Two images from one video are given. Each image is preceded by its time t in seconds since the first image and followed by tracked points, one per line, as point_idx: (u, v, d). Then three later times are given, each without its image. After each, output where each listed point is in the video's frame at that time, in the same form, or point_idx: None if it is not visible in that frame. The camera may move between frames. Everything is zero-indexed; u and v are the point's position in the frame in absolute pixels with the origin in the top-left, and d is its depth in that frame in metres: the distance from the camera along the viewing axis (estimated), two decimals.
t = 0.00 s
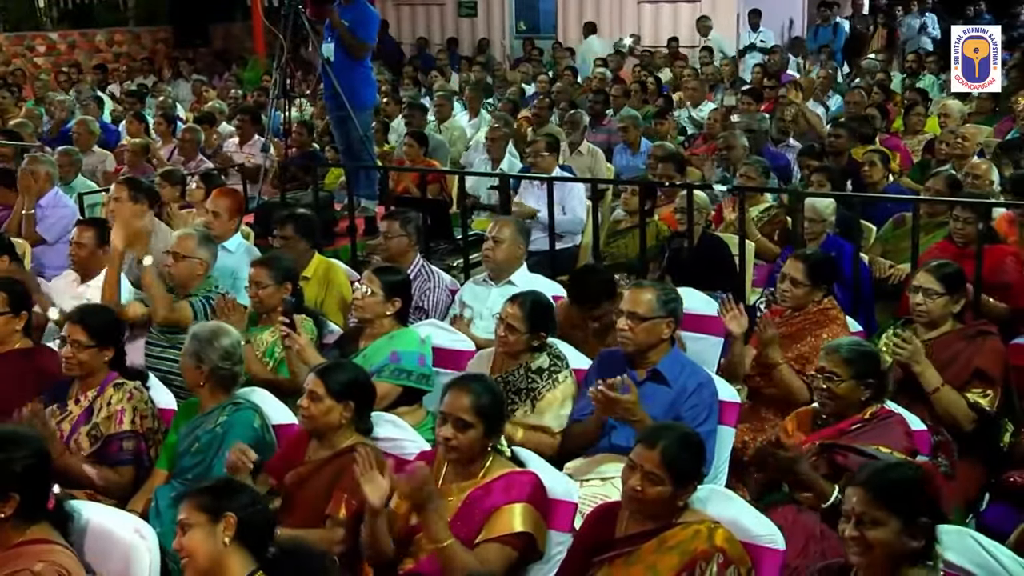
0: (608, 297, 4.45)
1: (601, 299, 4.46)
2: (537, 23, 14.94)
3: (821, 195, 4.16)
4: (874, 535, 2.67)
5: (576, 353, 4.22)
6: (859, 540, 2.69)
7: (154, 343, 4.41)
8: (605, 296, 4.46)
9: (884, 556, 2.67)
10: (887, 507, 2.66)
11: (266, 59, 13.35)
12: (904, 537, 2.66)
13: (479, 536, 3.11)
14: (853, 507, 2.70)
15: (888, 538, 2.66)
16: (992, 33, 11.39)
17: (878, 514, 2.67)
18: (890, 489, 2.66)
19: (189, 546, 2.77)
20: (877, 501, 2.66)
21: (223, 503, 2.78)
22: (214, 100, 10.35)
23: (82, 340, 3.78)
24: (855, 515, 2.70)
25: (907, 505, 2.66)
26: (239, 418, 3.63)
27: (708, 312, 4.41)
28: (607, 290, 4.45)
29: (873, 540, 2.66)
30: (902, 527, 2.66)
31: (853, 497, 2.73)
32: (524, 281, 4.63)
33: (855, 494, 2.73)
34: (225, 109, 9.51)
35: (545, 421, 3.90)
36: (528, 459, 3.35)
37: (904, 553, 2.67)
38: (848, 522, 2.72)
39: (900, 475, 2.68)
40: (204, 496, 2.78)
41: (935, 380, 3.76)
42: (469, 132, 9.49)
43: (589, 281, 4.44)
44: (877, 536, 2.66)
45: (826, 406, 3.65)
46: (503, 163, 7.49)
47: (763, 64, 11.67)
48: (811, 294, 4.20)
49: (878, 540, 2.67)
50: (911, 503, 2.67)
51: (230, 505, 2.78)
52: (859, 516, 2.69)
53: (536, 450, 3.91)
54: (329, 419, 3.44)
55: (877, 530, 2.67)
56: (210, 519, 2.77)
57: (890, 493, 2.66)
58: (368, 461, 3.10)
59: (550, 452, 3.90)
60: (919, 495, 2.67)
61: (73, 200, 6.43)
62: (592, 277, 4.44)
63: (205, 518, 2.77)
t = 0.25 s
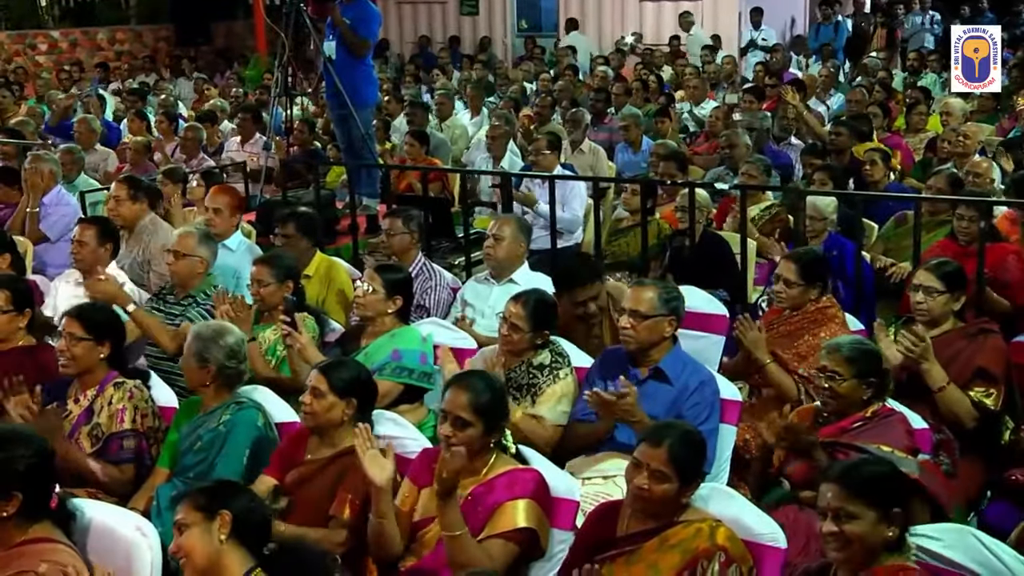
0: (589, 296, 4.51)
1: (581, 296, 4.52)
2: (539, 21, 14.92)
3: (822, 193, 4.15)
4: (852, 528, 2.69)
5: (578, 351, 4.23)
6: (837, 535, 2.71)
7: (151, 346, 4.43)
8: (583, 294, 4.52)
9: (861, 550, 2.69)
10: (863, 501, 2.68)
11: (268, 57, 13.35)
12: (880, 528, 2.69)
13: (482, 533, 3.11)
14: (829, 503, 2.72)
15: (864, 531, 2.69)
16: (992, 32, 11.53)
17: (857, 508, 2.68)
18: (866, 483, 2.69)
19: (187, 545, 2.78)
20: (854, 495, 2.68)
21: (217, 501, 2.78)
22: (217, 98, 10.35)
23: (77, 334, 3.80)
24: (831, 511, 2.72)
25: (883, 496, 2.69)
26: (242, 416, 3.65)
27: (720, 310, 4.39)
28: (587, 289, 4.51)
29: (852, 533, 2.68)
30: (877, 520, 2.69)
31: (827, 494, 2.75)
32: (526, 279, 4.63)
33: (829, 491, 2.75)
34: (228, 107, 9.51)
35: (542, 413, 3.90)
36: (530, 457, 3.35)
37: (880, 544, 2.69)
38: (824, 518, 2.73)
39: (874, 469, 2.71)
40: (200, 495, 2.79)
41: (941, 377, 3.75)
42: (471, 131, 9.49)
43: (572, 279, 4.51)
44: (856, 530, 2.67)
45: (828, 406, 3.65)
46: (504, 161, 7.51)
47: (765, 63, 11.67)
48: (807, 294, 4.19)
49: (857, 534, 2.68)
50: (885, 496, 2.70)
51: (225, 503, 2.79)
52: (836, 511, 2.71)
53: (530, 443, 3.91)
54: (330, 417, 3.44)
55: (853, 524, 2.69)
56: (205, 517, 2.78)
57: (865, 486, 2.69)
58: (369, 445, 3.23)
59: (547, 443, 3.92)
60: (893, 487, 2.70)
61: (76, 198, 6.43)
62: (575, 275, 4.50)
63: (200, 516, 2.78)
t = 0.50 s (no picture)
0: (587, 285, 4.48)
1: (578, 283, 4.50)
2: (540, 18, 14.89)
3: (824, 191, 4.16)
4: (853, 517, 2.70)
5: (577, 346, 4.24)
6: (837, 524, 2.72)
7: (154, 343, 4.44)
8: (580, 281, 4.50)
9: (862, 539, 2.70)
10: (863, 490, 2.70)
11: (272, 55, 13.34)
12: (880, 518, 2.70)
13: (482, 532, 3.12)
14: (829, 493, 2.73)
15: (864, 520, 2.70)
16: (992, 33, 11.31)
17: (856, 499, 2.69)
18: (867, 473, 2.70)
19: (190, 541, 2.78)
20: (855, 485, 2.69)
21: (218, 498, 2.79)
22: (219, 95, 10.35)
23: (78, 333, 3.80)
24: (832, 500, 2.73)
25: (884, 486, 2.70)
26: (244, 414, 3.67)
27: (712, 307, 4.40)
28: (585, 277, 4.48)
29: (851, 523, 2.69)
30: (876, 510, 2.70)
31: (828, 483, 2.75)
32: (528, 276, 4.64)
33: (830, 480, 2.76)
34: (230, 103, 9.50)
35: (543, 412, 3.92)
36: (529, 453, 3.36)
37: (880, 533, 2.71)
38: (825, 507, 2.74)
39: (875, 459, 2.72)
40: (200, 492, 2.80)
41: (937, 378, 3.77)
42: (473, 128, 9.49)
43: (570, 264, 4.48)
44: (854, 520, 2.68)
45: (834, 402, 3.68)
46: (506, 158, 7.52)
47: (766, 60, 11.67)
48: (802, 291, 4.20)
49: (857, 523, 2.70)
50: (885, 486, 2.71)
51: (225, 499, 2.80)
52: (837, 500, 2.72)
53: (529, 440, 3.91)
54: (331, 414, 3.46)
55: (854, 513, 2.70)
56: (206, 514, 2.78)
57: (867, 475, 2.70)
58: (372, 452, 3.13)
59: (549, 443, 3.92)
60: (894, 477, 2.72)
61: (79, 195, 6.44)
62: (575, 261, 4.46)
63: (202, 513, 2.78)
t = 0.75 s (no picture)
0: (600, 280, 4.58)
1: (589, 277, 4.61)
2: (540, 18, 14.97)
3: (818, 188, 4.25)
4: (863, 511, 2.72)
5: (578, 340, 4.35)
6: (847, 517, 2.73)
7: (163, 339, 4.53)
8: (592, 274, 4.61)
9: (872, 531, 2.71)
10: (876, 484, 2.71)
11: (278, 55, 13.47)
12: (891, 512, 2.72)
13: (483, 516, 3.22)
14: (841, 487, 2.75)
15: (875, 513, 2.71)
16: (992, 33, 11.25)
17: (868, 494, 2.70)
18: (878, 467, 2.71)
19: (200, 531, 2.87)
20: (868, 478, 2.71)
21: (231, 489, 2.88)
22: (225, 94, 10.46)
23: (89, 326, 3.90)
24: (844, 492, 2.74)
25: (895, 480, 2.72)
26: (252, 407, 3.76)
27: (708, 301, 4.52)
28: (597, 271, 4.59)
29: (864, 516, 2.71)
30: (888, 504, 2.71)
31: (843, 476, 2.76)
32: (528, 271, 4.73)
33: (842, 472, 2.77)
34: (236, 103, 9.60)
35: (551, 408, 4.02)
36: (532, 445, 3.46)
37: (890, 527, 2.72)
38: (836, 499, 2.76)
39: (888, 453, 2.73)
40: (210, 480, 2.89)
41: (932, 368, 3.85)
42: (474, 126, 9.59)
43: (581, 258, 4.60)
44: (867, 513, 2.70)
45: (827, 395, 3.77)
46: (507, 155, 7.61)
47: (761, 59, 11.78)
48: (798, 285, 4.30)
49: (868, 516, 2.71)
50: (898, 479, 2.72)
51: (239, 491, 2.88)
52: (849, 493, 2.73)
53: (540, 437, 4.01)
54: (334, 408, 3.54)
55: (865, 506, 2.71)
56: (219, 503, 2.86)
57: (878, 469, 2.72)
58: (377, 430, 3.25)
59: (553, 434, 4.02)
60: (904, 471, 2.74)
61: (89, 191, 6.53)
62: (587, 254, 4.57)
63: (216, 502, 2.86)
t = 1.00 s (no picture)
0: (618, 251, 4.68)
1: (608, 250, 4.71)
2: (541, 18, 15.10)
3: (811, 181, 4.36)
4: (886, 505, 2.78)
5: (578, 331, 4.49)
6: (870, 508, 2.80)
7: (175, 329, 4.67)
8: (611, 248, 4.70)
9: (894, 525, 2.78)
10: (901, 479, 2.77)
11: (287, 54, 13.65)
12: (914, 507, 2.78)
13: (486, 501, 3.34)
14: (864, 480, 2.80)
15: (898, 508, 2.78)
16: (992, 33, 10.95)
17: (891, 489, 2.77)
18: (906, 461, 2.78)
19: (218, 519, 2.86)
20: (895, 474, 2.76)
21: (253, 480, 2.88)
22: (234, 91, 10.61)
23: (100, 317, 4.02)
24: (870, 485, 2.80)
25: (920, 476, 2.78)
26: (262, 393, 3.87)
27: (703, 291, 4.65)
28: (616, 243, 4.69)
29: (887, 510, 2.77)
30: (913, 498, 2.78)
31: (870, 467, 2.82)
32: (529, 262, 4.86)
33: (870, 465, 2.83)
34: (245, 99, 9.73)
35: (541, 387, 4.14)
36: (533, 432, 3.60)
37: (912, 522, 2.79)
38: (860, 490, 2.82)
39: (916, 449, 2.78)
40: (230, 470, 2.89)
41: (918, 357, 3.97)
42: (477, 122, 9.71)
43: (601, 232, 4.70)
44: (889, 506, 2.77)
45: (817, 382, 3.89)
46: (508, 150, 7.73)
47: (756, 57, 11.92)
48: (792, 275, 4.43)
49: (891, 510, 2.78)
50: (922, 474, 2.78)
51: (259, 482, 2.89)
52: (875, 486, 2.79)
53: (528, 414, 4.14)
54: (340, 396, 3.67)
55: (889, 500, 2.78)
56: (239, 492, 2.86)
57: (905, 465, 2.77)
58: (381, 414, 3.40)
59: (546, 414, 4.15)
60: (930, 468, 2.80)
61: (103, 186, 6.68)
62: (607, 227, 4.68)
63: (235, 491, 2.86)
